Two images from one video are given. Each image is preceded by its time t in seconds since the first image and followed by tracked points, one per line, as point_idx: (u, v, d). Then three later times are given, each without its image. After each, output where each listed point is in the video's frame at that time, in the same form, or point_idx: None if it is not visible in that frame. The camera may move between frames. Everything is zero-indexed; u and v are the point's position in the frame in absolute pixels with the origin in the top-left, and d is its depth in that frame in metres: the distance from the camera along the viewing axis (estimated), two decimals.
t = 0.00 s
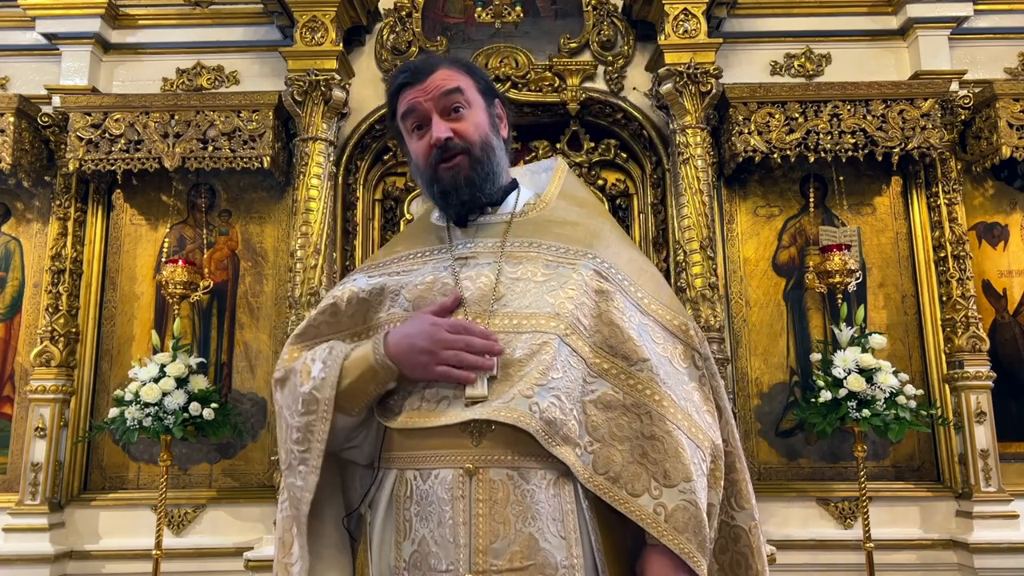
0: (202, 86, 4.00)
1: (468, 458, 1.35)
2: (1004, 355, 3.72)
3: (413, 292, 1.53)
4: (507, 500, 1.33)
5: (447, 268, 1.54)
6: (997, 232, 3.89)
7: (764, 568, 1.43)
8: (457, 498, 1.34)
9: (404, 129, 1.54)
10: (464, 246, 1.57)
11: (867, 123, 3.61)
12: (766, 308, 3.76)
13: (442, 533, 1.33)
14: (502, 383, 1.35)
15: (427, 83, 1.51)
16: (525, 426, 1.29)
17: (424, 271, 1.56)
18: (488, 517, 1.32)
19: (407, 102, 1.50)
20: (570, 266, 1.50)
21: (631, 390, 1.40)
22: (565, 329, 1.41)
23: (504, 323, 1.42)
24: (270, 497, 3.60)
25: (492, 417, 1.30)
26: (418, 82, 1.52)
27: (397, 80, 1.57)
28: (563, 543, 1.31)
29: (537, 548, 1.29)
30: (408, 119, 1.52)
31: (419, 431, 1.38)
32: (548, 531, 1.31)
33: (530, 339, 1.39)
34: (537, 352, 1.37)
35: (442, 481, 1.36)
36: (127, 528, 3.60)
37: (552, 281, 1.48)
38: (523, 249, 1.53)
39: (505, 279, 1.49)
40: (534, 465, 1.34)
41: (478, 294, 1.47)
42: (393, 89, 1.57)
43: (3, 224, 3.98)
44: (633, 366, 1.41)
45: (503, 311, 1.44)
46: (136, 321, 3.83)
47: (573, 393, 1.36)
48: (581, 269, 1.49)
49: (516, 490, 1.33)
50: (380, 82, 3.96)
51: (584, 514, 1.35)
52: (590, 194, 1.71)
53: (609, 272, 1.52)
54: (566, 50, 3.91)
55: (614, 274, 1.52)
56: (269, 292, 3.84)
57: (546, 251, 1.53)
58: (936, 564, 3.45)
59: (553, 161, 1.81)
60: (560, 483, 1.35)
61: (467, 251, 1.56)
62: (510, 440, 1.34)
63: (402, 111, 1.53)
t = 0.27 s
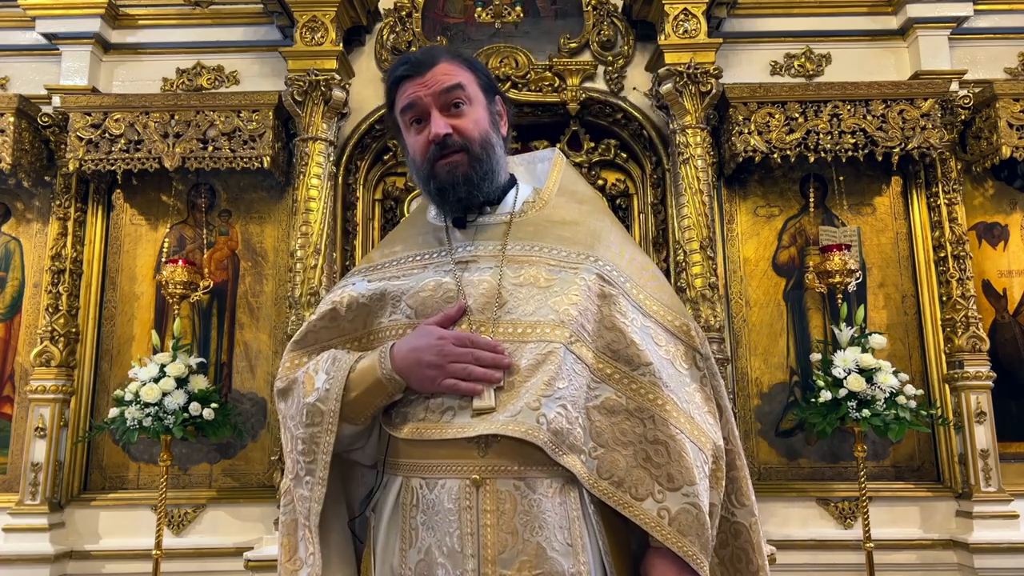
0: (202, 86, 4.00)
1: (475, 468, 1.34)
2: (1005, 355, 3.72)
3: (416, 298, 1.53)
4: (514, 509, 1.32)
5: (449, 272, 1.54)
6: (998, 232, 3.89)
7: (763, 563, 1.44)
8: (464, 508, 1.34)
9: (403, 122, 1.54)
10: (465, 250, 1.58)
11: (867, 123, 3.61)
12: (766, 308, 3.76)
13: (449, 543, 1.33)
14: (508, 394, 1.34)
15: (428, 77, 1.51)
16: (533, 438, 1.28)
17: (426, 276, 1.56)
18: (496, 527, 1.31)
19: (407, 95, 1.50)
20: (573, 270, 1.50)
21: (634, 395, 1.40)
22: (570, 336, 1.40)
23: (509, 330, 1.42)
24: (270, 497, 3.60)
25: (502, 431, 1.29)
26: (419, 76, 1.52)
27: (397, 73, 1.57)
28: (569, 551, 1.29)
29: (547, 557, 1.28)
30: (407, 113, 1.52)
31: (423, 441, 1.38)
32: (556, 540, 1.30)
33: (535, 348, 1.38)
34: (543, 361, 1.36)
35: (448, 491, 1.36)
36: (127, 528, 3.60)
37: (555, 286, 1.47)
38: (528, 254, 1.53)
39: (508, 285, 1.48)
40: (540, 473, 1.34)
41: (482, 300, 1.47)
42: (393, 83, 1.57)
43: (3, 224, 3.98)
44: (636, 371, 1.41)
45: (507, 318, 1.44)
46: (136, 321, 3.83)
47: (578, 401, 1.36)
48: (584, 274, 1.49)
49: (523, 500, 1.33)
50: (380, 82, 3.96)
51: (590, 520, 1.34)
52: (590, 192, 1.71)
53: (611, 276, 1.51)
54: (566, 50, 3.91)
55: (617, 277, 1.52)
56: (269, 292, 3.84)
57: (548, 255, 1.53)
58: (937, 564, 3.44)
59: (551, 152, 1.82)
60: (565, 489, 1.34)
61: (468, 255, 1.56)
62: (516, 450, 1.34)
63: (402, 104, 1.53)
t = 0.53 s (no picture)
0: (202, 86, 4.00)
1: (478, 467, 1.34)
2: (1005, 355, 3.72)
3: (418, 296, 1.53)
4: (518, 510, 1.32)
5: (452, 271, 1.54)
6: (998, 232, 3.89)
7: (761, 565, 1.44)
8: (467, 508, 1.33)
9: (411, 115, 1.55)
10: (468, 249, 1.57)
11: (867, 123, 3.61)
12: (766, 308, 3.76)
13: (451, 544, 1.33)
14: (513, 395, 1.34)
15: (438, 70, 1.52)
16: (538, 440, 1.28)
17: (428, 275, 1.56)
18: (499, 527, 1.31)
19: (417, 87, 1.51)
20: (577, 271, 1.50)
21: (637, 397, 1.40)
22: (574, 338, 1.40)
23: (513, 331, 1.42)
24: (270, 497, 3.60)
25: (506, 432, 1.29)
26: (429, 69, 1.52)
27: (408, 65, 1.57)
28: (573, 551, 1.29)
29: (551, 558, 1.28)
30: (415, 105, 1.52)
31: (425, 440, 1.37)
32: (560, 541, 1.29)
33: (539, 349, 1.38)
34: (547, 362, 1.36)
35: (450, 490, 1.36)
36: (127, 528, 3.60)
37: (559, 287, 1.47)
38: (531, 254, 1.53)
39: (512, 285, 1.48)
40: (543, 474, 1.34)
41: (485, 301, 1.46)
42: (403, 75, 1.57)
43: (3, 224, 3.98)
44: (639, 372, 1.42)
45: (512, 318, 1.43)
46: (136, 321, 3.83)
47: (582, 402, 1.37)
48: (587, 275, 1.49)
49: (526, 500, 1.32)
50: (380, 82, 3.96)
51: (592, 519, 1.36)
52: (593, 193, 1.71)
53: (615, 277, 1.51)
54: (566, 50, 3.91)
55: (620, 278, 1.52)
56: (269, 292, 3.84)
57: (552, 255, 1.53)
58: (936, 564, 3.44)
59: (553, 152, 1.82)
60: (568, 490, 1.34)
61: (471, 253, 1.55)
62: (518, 450, 1.34)
63: (411, 96, 1.53)
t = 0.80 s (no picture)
0: (202, 86, 4.00)
1: (480, 464, 1.34)
2: (1004, 355, 3.72)
3: (423, 293, 1.52)
4: (519, 507, 1.32)
5: (457, 268, 1.54)
6: (997, 232, 3.89)
7: (762, 569, 1.45)
8: (468, 505, 1.33)
9: (417, 115, 1.54)
10: (473, 246, 1.57)
11: (867, 123, 3.61)
12: (766, 308, 3.76)
13: (452, 541, 1.32)
14: (516, 392, 1.34)
15: (445, 71, 1.51)
16: (541, 437, 1.28)
17: (433, 272, 1.56)
18: (500, 525, 1.31)
19: (424, 88, 1.50)
20: (581, 271, 1.51)
21: (641, 397, 1.41)
22: (579, 337, 1.40)
23: (518, 328, 1.42)
24: (270, 497, 3.60)
25: (509, 428, 1.29)
26: (436, 69, 1.52)
27: (415, 65, 1.57)
28: (574, 550, 1.30)
29: (551, 557, 1.28)
30: (422, 105, 1.52)
31: (427, 437, 1.37)
32: (560, 540, 1.29)
33: (544, 347, 1.38)
34: (551, 360, 1.36)
35: (451, 487, 1.35)
36: (128, 528, 3.60)
37: (563, 286, 1.48)
38: (534, 253, 1.53)
39: (516, 284, 1.48)
40: (545, 472, 1.34)
41: (489, 298, 1.46)
42: (410, 74, 1.57)
43: (3, 224, 3.98)
44: (642, 373, 1.42)
45: (516, 316, 1.44)
46: (136, 321, 3.83)
47: (585, 401, 1.37)
48: (592, 275, 1.50)
49: (528, 498, 1.32)
50: (380, 82, 3.96)
51: (593, 519, 1.37)
52: (598, 196, 1.72)
53: (619, 277, 1.52)
54: (566, 50, 3.91)
55: (624, 279, 1.53)
56: (269, 292, 3.84)
57: (557, 254, 1.54)
58: (936, 564, 3.44)
59: (558, 156, 1.84)
60: (570, 490, 1.36)
61: (476, 251, 1.56)
62: (521, 448, 1.34)
63: (417, 97, 1.52)
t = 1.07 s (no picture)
0: (202, 86, 4.00)
1: (483, 462, 1.34)
2: (1004, 355, 3.72)
3: (427, 290, 1.52)
4: (521, 506, 1.32)
5: (461, 266, 1.54)
6: (997, 232, 3.89)
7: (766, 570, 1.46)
8: (470, 503, 1.33)
9: (423, 105, 1.57)
10: (477, 244, 1.57)
11: (867, 123, 3.61)
12: (766, 308, 3.76)
13: (453, 540, 1.32)
14: (521, 389, 1.34)
15: (451, 62, 1.55)
16: (545, 433, 1.28)
17: (437, 270, 1.55)
18: (502, 524, 1.31)
19: (429, 78, 1.54)
20: (586, 270, 1.51)
21: (645, 398, 1.41)
22: (583, 335, 1.41)
23: (522, 326, 1.42)
24: (270, 497, 3.60)
25: (512, 425, 1.29)
26: (443, 61, 1.56)
27: (425, 60, 1.61)
28: (577, 551, 1.30)
29: (553, 556, 1.28)
30: (428, 95, 1.55)
31: (430, 435, 1.37)
32: (563, 540, 1.30)
33: (548, 344, 1.39)
34: (555, 359, 1.36)
35: (453, 486, 1.35)
36: (128, 528, 3.60)
37: (568, 284, 1.48)
38: (538, 251, 1.54)
39: (520, 282, 1.48)
40: (549, 471, 1.35)
41: (494, 296, 1.47)
42: (420, 68, 1.61)
43: (3, 224, 3.98)
44: (647, 374, 1.42)
45: (520, 313, 1.44)
46: (136, 321, 3.83)
47: (589, 400, 1.37)
48: (596, 274, 1.50)
49: (530, 497, 1.33)
50: (381, 82, 3.96)
51: (595, 520, 1.37)
52: (601, 196, 1.72)
53: (623, 277, 1.53)
54: (566, 50, 3.91)
55: (628, 278, 1.54)
56: (268, 292, 3.84)
57: (561, 253, 1.54)
58: (936, 564, 3.45)
59: (564, 158, 1.83)
60: (572, 491, 1.36)
61: (481, 249, 1.56)
62: (524, 446, 1.34)
63: (423, 87, 1.56)
